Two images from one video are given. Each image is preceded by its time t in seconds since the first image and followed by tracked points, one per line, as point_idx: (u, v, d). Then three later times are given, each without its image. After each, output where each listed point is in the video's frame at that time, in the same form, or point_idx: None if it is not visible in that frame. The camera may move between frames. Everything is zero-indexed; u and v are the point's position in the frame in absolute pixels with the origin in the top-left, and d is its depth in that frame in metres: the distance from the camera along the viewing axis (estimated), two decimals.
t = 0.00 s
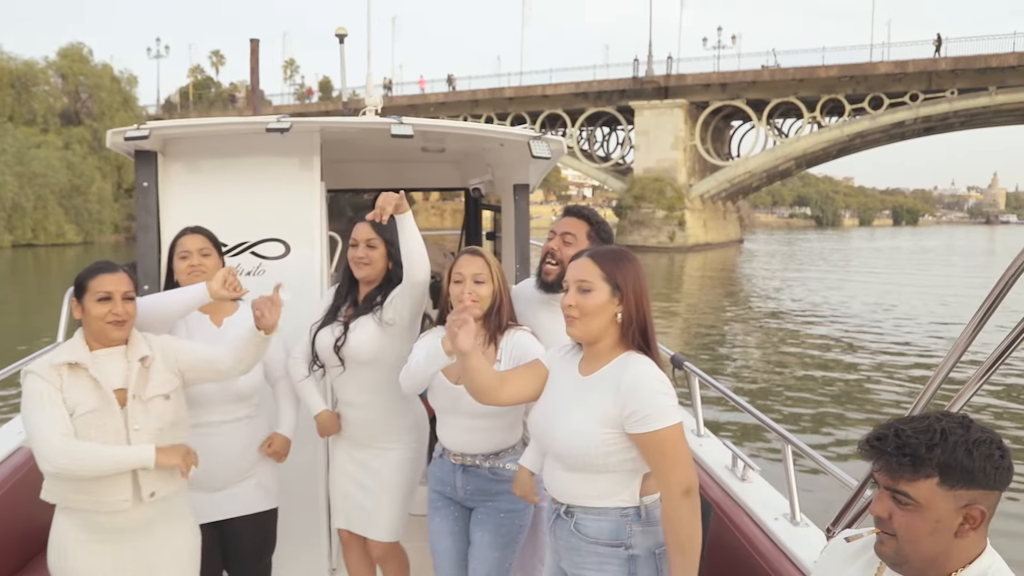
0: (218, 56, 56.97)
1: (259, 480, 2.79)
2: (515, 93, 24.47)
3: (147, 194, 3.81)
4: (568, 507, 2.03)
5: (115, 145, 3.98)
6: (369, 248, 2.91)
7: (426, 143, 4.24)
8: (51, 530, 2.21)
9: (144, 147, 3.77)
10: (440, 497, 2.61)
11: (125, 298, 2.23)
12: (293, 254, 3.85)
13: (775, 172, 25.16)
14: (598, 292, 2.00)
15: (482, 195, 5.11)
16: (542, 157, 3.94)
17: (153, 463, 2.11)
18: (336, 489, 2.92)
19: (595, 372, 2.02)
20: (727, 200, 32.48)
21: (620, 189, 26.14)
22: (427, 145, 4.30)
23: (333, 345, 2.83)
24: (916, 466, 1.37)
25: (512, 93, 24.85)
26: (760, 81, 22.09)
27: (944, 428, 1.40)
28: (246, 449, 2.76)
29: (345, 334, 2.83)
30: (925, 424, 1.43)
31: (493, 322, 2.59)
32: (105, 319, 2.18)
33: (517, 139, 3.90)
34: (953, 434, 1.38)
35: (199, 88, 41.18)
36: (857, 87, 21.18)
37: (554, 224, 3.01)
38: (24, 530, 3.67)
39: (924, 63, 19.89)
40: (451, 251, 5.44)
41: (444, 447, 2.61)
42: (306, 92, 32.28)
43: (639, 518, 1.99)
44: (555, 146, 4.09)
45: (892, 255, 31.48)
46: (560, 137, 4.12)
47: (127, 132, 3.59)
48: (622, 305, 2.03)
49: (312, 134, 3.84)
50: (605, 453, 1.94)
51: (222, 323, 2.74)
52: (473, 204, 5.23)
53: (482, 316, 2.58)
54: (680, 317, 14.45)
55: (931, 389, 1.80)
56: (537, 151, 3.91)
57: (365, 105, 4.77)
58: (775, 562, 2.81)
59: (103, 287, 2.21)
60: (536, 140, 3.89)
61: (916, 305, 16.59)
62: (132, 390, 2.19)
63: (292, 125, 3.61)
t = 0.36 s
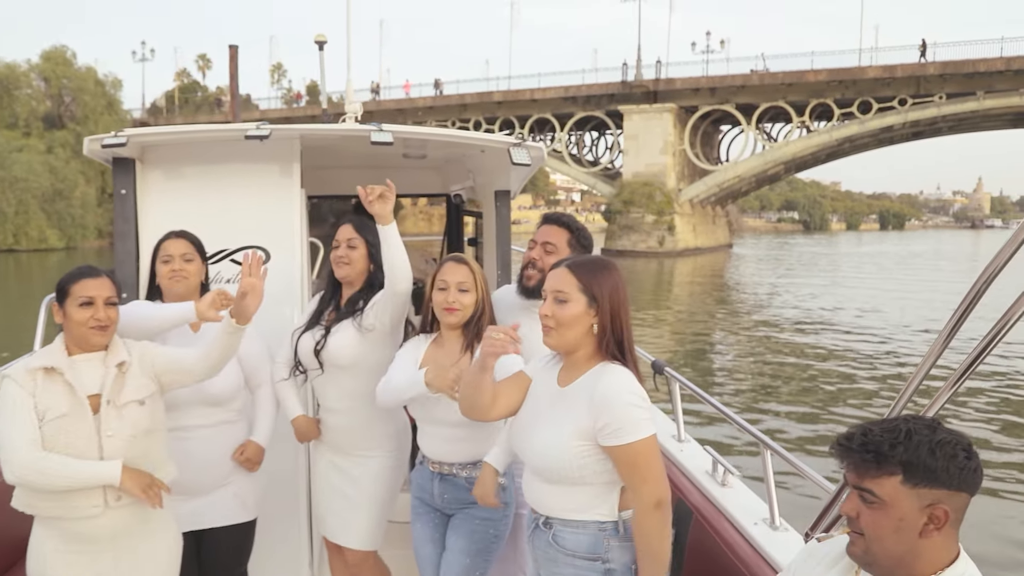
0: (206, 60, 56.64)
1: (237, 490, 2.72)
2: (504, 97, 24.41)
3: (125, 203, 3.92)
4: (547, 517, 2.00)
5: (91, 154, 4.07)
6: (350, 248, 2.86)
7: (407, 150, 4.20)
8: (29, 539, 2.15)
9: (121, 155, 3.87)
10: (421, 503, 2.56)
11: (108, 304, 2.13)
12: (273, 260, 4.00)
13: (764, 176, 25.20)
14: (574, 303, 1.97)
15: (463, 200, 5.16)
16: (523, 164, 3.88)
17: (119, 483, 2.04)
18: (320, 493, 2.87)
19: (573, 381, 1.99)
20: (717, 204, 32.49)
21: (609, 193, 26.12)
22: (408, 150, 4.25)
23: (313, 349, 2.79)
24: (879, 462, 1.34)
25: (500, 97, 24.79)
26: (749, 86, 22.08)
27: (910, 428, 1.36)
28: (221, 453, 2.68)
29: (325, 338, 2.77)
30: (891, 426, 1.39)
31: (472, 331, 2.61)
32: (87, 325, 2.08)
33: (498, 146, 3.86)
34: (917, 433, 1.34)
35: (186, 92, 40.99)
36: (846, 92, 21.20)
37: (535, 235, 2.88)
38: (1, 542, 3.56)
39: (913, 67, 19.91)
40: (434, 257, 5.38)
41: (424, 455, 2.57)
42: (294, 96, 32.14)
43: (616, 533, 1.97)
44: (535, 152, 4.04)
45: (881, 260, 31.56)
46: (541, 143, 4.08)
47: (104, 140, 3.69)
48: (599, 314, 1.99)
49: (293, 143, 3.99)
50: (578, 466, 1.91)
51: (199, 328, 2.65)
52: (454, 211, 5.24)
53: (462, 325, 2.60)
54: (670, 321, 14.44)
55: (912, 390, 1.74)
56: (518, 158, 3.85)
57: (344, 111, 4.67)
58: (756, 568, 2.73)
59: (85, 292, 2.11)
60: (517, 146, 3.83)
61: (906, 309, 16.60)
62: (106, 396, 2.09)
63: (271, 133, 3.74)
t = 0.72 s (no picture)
0: (190, 64, 56.25)
1: (219, 500, 2.66)
2: (491, 102, 24.35)
3: (100, 210, 3.86)
4: (521, 520, 1.98)
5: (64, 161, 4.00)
6: (336, 250, 2.80)
7: (385, 157, 4.22)
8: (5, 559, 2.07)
9: (96, 161, 3.81)
10: (401, 510, 2.49)
11: (95, 316, 2.08)
12: (250, 267, 3.94)
13: (751, 182, 25.28)
14: (557, 309, 1.90)
15: (443, 206, 5.04)
16: (501, 171, 3.95)
17: (74, 521, 1.95)
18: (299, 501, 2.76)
19: (554, 385, 1.94)
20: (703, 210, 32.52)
21: (596, 199, 26.11)
22: (387, 157, 4.26)
23: (293, 352, 2.72)
24: (836, 466, 1.43)
25: (487, 102, 24.73)
26: (737, 91, 22.12)
27: (869, 434, 1.44)
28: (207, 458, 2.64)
29: (305, 339, 2.70)
30: (853, 432, 1.47)
31: (455, 337, 2.51)
32: (73, 338, 2.03)
33: (476, 152, 3.91)
34: (875, 438, 1.42)
35: (170, 97, 40.67)
36: (832, 97, 21.29)
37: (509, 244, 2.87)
38: None
39: (899, 73, 20.03)
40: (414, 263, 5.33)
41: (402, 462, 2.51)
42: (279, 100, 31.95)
43: (587, 535, 1.92)
44: (514, 158, 4.12)
45: (867, 265, 31.71)
46: (519, 151, 4.16)
47: (78, 147, 3.63)
48: (582, 320, 1.92)
49: (271, 149, 3.93)
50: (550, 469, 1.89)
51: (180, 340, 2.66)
52: (435, 219, 5.11)
53: (445, 332, 2.51)
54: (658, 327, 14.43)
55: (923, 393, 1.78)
56: (496, 165, 3.93)
57: (322, 118, 4.62)
58: None
59: (73, 305, 2.07)
60: (494, 153, 3.89)
61: (892, 314, 16.67)
62: (91, 412, 2.03)
63: (248, 139, 3.71)
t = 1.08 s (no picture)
0: (172, 70, 55.74)
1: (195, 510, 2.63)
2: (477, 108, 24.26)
3: (75, 219, 3.75)
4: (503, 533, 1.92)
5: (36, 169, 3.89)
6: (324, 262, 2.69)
7: (364, 164, 4.19)
8: None
9: (70, 169, 3.70)
10: (378, 524, 2.41)
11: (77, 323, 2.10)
12: (227, 276, 3.85)
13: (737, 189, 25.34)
14: (540, 329, 1.85)
15: (422, 215, 5.07)
16: (480, 180, 3.94)
17: None
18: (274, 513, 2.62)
19: (534, 404, 1.88)
20: (688, 218, 32.55)
21: (582, 206, 26.08)
22: (366, 166, 4.23)
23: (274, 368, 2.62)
24: (804, 478, 1.44)
25: (473, 109, 24.63)
26: (723, 98, 22.15)
27: (838, 446, 1.46)
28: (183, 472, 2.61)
29: (286, 355, 2.61)
30: (821, 443, 1.49)
31: (434, 354, 2.44)
32: (56, 344, 2.05)
33: (456, 161, 3.90)
34: (843, 450, 1.44)
35: (152, 102, 40.23)
36: (818, 105, 21.36)
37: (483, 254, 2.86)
38: None
39: (884, 81, 20.13)
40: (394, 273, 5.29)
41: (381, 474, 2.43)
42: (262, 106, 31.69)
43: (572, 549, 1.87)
44: (493, 167, 4.15)
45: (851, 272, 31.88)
46: (497, 160, 4.16)
47: (52, 155, 3.52)
48: (565, 341, 1.87)
49: (248, 156, 3.86)
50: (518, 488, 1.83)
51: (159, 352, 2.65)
52: (414, 226, 5.12)
53: (425, 347, 2.44)
54: (643, 334, 14.39)
55: (897, 404, 1.73)
56: (474, 174, 3.94)
57: (300, 126, 4.54)
58: None
59: (52, 311, 2.08)
60: (473, 162, 3.89)
61: (877, 321, 16.73)
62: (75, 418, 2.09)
63: (225, 147, 3.66)
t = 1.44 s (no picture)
0: (152, 75, 55.08)
1: (165, 518, 2.70)
2: (461, 115, 24.15)
3: (49, 226, 3.61)
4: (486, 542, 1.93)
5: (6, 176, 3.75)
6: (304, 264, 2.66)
7: (343, 171, 4.13)
8: None
9: (45, 176, 3.57)
10: (355, 536, 2.48)
11: (50, 334, 2.14)
12: (206, 285, 3.75)
13: (721, 195, 25.44)
14: (519, 338, 1.87)
15: (401, 223, 4.92)
16: (459, 188, 3.87)
17: None
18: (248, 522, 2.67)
19: (513, 411, 1.91)
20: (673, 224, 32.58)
21: (566, 212, 26.05)
22: (345, 173, 4.18)
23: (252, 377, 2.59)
24: (780, 481, 1.48)
25: (457, 115, 24.53)
26: (707, 105, 22.19)
27: (816, 453, 1.49)
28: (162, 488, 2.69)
29: (265, 363, 2.59)
30: (799, 448, 1.52)
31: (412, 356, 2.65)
32: (32, 357, 2.09)
33: (434, 170, 3.84)
34: (821, 456, 1.47)
35: (131, 108, 39.67)
36: (802, 112, 21.47)
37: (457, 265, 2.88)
38: None
39: (867, 88, 20.25)
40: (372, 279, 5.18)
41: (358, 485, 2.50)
42: (244, 111, 31.49)
43: (555, 551, 1.97)
44: (473, 176, 4.08)
45: (833, 279, 32.07)
46: (478, 168, 4.10)
47: (26, 162, 3.40)
48: (546, 350, 1.89)
49: (226, 164, 3.77)
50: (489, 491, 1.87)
51: (134, 354, 2.75)
52: (394, 235, 5.00)
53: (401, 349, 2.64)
54: (628, 341, 14.36)
55: (870, 412, 1.77)
56: (453, 182, 3.85)
57: (278, 134, 4.46)
58: None
59: (26, 323, 2.12)
60: (452, 170, 3.83)
61: (860, 327, 16.78)
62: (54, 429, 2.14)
63: (203, 155, 3.58)
